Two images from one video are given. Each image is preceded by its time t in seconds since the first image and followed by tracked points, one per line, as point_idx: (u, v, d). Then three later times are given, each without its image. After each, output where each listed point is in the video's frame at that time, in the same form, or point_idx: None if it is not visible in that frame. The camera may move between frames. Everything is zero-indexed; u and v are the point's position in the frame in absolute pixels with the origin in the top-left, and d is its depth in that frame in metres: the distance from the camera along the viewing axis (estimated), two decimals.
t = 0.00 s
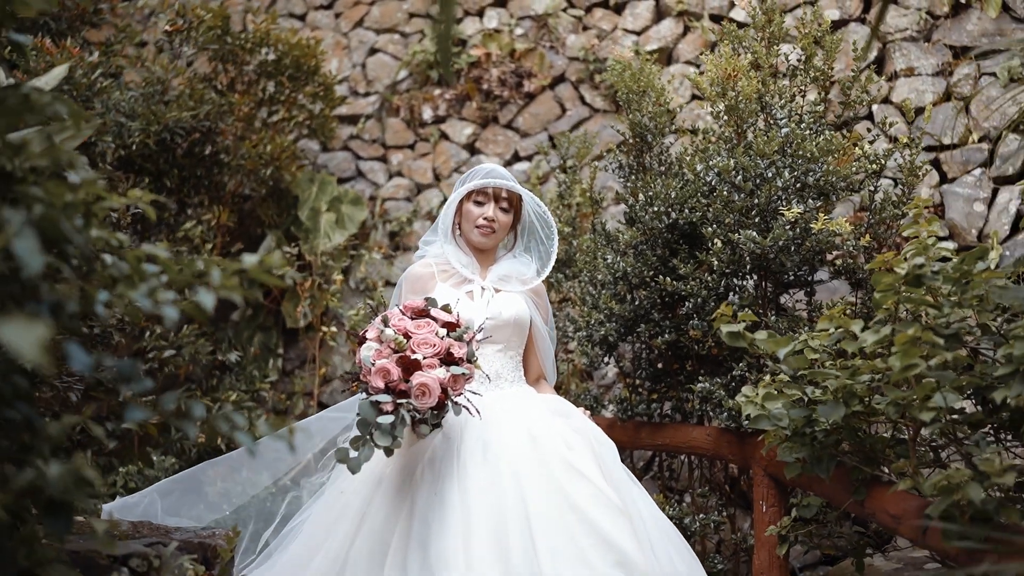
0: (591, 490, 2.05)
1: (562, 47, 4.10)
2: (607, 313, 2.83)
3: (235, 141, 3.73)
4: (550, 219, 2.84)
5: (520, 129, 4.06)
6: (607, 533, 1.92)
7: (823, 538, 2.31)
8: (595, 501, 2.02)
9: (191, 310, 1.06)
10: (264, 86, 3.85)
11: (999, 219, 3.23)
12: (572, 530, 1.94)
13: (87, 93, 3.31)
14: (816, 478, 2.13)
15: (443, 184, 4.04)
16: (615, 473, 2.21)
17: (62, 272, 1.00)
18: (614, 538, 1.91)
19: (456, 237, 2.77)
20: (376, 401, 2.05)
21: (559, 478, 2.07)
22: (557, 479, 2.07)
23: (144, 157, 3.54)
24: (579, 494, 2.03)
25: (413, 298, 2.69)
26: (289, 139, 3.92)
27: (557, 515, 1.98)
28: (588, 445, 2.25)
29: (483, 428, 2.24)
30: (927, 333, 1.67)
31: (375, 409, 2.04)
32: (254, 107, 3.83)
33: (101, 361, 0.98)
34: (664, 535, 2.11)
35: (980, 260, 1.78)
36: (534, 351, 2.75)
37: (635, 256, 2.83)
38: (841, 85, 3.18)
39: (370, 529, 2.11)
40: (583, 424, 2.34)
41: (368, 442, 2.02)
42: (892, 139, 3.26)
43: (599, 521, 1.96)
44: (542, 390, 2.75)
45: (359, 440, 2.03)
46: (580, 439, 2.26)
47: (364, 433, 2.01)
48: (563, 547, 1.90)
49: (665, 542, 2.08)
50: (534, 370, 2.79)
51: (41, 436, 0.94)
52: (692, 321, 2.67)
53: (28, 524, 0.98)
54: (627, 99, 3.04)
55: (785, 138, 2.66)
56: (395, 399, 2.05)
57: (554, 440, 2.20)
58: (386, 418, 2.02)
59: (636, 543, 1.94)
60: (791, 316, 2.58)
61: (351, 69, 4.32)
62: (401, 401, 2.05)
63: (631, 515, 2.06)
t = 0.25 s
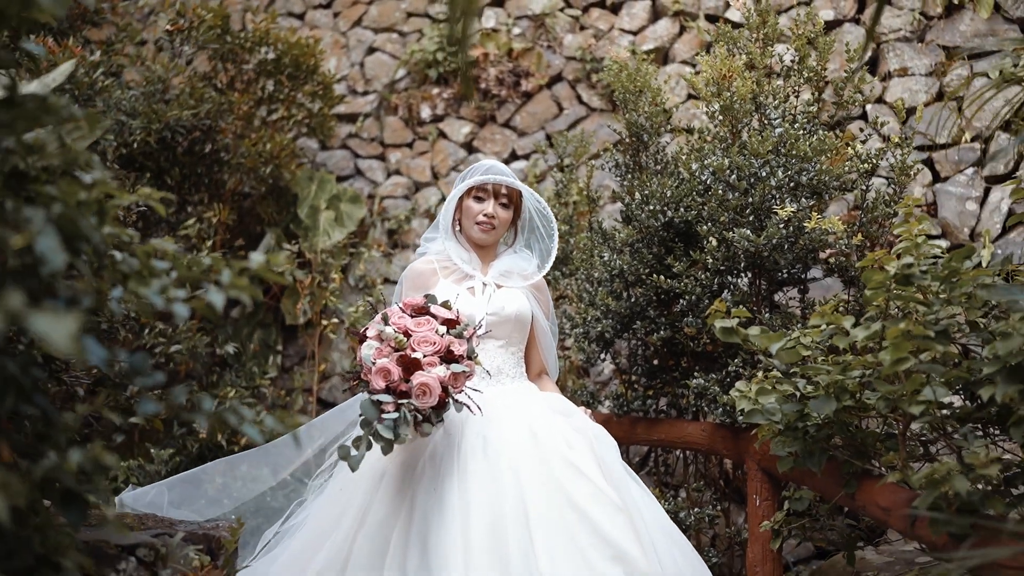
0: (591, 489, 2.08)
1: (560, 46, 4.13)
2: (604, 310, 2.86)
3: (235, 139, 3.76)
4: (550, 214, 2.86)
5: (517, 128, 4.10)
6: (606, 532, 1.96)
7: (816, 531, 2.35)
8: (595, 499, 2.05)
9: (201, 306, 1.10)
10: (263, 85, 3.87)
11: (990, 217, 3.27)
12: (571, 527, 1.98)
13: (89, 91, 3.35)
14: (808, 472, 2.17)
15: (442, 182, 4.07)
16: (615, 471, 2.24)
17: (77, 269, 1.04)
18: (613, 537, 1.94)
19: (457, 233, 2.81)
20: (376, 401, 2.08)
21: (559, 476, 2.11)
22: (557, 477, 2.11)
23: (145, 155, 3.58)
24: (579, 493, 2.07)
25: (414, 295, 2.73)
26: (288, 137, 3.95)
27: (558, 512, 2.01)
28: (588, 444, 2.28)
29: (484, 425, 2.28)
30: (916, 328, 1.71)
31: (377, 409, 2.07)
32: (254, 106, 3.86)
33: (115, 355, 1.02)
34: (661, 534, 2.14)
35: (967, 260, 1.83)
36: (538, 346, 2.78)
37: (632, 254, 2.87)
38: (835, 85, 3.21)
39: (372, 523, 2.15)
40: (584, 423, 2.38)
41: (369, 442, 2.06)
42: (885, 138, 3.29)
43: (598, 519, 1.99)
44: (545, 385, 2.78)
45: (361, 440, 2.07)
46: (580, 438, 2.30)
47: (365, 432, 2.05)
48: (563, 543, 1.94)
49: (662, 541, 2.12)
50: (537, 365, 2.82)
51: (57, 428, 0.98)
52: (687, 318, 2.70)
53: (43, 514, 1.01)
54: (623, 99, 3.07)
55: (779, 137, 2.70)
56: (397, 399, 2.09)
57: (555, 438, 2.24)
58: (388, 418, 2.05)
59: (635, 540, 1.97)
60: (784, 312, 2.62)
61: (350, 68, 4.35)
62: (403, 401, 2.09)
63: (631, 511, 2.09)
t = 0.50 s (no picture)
0: (587, 483, 2.11)
1: (556, 45, 4.17)
2: (599, 307, 2.90)
3: (233, 137, 3.79)
4: (549, 209, 2.89)
5: (513, 127, 4.13)
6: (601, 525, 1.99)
7: (807, 524, 2.39)
8: (591, 494, 2.08)
9: (208, 301, 1.13)
10: (261, 84, 3.90)
11: (981, 216, 3.32)
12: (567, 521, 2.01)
13: (88, 90, 3.38)
14: (800, 466, 2.21)
15: (439, 180, 4.10)
16: (612, 468, 2.27)
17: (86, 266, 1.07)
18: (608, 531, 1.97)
19: (457, 229, 2.84)
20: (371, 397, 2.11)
21: (556, 471, 2.14)
22: (554, 472, 2.14)
23: (144, 153, 3.61)
24: (575, 487, 2.10)
25: (414, 290, 2.76)
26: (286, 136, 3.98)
27: (553, 506, 2.04)
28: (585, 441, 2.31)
29: (482, 420, 2.31)
30: (904, 324, 1.75)
31: (371, 407, 2.10)
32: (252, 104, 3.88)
33: (124, 349, 1.05)
34: (657, 530, 2.17)
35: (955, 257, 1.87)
36: (537, 343, 2.82)
37: (627, 251, 2.90)
38: (827, 84, 3.25)
39: (370, 516, 2.18)
40: (581, 420, 2.41)
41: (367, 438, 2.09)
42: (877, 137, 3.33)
43: (594, 513, 2.02)
44: (544, 381, 2.81)
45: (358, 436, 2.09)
46: (577, 434, 2.33)
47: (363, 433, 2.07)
48: (558, 536, 1.97)
49: (657, 536, 2.15)
50: (537, 361, 2.84)
51: (69, 419, 1.01)
52: (681, 315, 2.74)
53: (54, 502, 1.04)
54: (619, 98, 3.11)
55: (772, 136, 2.73)
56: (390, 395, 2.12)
57: (552, 434, 2.27)
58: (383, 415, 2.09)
59: (630, 534, 2.00)
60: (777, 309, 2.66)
61: (347, 67, 4.38)
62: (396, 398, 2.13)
63: (626, 507, 2.12)
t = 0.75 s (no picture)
0: (581, 478, 2.15)
1: (552, 44, 4.20)
2: (595, 303, 2.94)
3: (232, 135, 3.82)
4: (548, 203, 2.93)
5: (510, 124, 4.16)
6: (595, 519, 2.02)
7: (799, 516, 2.43)
8: (585, 488, 2.12)
9: (215, 295, 1.17)
10: (260, 81, 3.93)
11: (972, 214, 3.35)
12: (561, 514, 2.04)
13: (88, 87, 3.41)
14: (791, 458, 2.25)
15: (436, 178, 4.13)
16: (607, 464, 2.31)
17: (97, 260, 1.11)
18: (602, 525, 2.00)
19: (457, 224, 2.88)
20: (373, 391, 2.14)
21: (552, 465, 2.17)
22: (550, 466, 2.17)
23: (143, 150, 3.65)
24: (570, 481, 2.13)
25: (415, 285, 2.80)
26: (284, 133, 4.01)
27: (548, 499, 2.08)
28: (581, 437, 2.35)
29: (480, 413, 2.34)
30: (891, 318, 1.79)
31: (372, 398, 2.12)
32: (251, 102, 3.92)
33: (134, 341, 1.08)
34: (650, 525, 2.21)
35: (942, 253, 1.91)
36: (537, 338, 2.85)
37: (622, 248, 2.94)
38: (820, 83, 3.29)
39: (366, 507, 2.21)
40: (578, 416, 2.44)
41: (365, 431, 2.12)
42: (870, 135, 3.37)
43: (588, 507, 2.05)
44: (543, 375, 2.85)
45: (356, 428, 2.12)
46: (574, 430, 2.36)
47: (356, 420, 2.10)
48: (552, 529, 2.00)
49: (650, 531, 2.18)
50: (535, 356, 2.88)
51: (80, 408, 1.05)
52: (675, 310, 2.78)
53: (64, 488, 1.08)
54: (614, 96, 3.14)
55: (765, 134, 2.77)
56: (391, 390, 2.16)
57: (549, 429, 2.30)
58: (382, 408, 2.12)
59: (623, 528, 2.03)
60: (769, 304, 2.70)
61: (345, 64, 4.41)
62: (398, 392, 2.16)
63: (620, 502, 2.15)
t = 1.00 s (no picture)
0: (577, 471, 2.18)
1: (549, 42, 4.23)
2: (591, 298, 2.98)
3: (232, 132, 3.86)
4: (547, 197, 2.96)
5: (507, 122, 4.19)
6: (588, 512, 2.05)
7: (792, 508, 2.47)
8: (580, 481, 2.15)
9: (222, 287, 1.20)
10: (259, 79, 3.95)
11: (964, 211, 3.39)
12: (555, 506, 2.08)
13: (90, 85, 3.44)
14: (784, 450, 2.29)
15: (434, 175, 4.17)
16: (603, 459, 2.34)
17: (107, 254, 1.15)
18: (595, 518, 2.04)
19: (458, 218, 2.91)
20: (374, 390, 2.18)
21: (548, 458, 2.20)
22: (546, 459, 2.20)
23: (144, 147, 3.68)
24: (565, 474, 2.17)
25: (416, 279, 2.84)
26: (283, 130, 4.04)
27: (542, 491, 2.11)
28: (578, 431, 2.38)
29: (479, 407, 2.38)
30: (877, 314, 1.84)
31: (374, 399, 2.17)
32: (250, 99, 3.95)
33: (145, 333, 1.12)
34: (644, 519, 2.24)
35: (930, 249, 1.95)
36: (537, 331, 2.89)
37: (618, 244, 2.98)
38: (814, 81, 3.33)
39: (364, 498, 2.26)
40: (575, 411, 2.48)
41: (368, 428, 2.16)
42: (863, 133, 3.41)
43: (582, 500, 2.09)
44: (543, 368, 2.88)
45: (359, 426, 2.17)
46: (570, 424, 2.40)
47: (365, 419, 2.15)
48: (546, 521, 2.03)
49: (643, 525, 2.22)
50: (537, 349, 2.91)
51: (92, 397, 1.08)
52: (670, 306, 2.82)
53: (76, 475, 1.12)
54: (611, 94, 3.18)
55: (759, 132, 2.81)
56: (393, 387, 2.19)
57: (546, 423, 2.34)
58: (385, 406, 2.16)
59: (616, 521, 2.07)
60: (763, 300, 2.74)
61: (343, 62, 4.44)
62: (399, 389, 2.19)
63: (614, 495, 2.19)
